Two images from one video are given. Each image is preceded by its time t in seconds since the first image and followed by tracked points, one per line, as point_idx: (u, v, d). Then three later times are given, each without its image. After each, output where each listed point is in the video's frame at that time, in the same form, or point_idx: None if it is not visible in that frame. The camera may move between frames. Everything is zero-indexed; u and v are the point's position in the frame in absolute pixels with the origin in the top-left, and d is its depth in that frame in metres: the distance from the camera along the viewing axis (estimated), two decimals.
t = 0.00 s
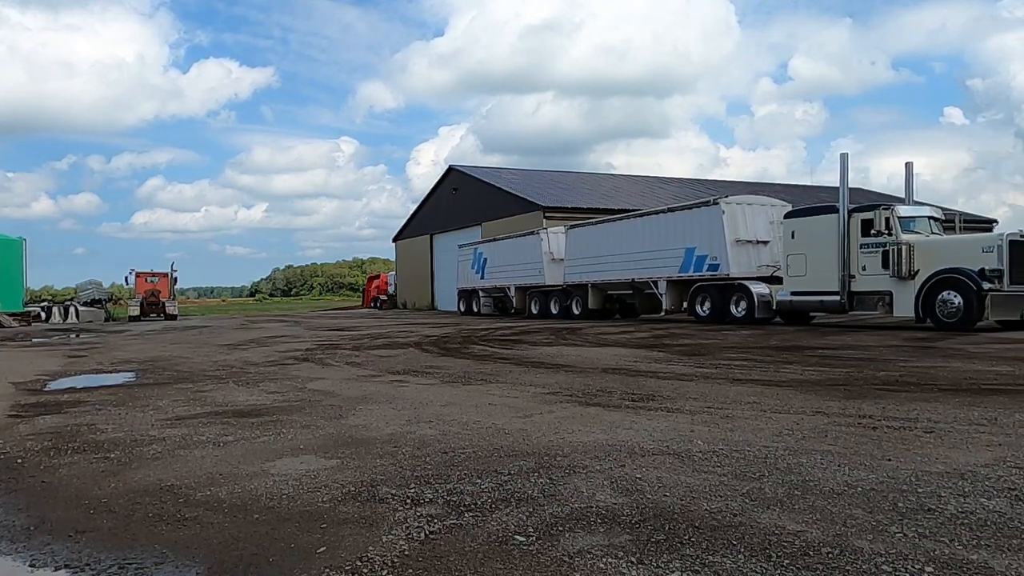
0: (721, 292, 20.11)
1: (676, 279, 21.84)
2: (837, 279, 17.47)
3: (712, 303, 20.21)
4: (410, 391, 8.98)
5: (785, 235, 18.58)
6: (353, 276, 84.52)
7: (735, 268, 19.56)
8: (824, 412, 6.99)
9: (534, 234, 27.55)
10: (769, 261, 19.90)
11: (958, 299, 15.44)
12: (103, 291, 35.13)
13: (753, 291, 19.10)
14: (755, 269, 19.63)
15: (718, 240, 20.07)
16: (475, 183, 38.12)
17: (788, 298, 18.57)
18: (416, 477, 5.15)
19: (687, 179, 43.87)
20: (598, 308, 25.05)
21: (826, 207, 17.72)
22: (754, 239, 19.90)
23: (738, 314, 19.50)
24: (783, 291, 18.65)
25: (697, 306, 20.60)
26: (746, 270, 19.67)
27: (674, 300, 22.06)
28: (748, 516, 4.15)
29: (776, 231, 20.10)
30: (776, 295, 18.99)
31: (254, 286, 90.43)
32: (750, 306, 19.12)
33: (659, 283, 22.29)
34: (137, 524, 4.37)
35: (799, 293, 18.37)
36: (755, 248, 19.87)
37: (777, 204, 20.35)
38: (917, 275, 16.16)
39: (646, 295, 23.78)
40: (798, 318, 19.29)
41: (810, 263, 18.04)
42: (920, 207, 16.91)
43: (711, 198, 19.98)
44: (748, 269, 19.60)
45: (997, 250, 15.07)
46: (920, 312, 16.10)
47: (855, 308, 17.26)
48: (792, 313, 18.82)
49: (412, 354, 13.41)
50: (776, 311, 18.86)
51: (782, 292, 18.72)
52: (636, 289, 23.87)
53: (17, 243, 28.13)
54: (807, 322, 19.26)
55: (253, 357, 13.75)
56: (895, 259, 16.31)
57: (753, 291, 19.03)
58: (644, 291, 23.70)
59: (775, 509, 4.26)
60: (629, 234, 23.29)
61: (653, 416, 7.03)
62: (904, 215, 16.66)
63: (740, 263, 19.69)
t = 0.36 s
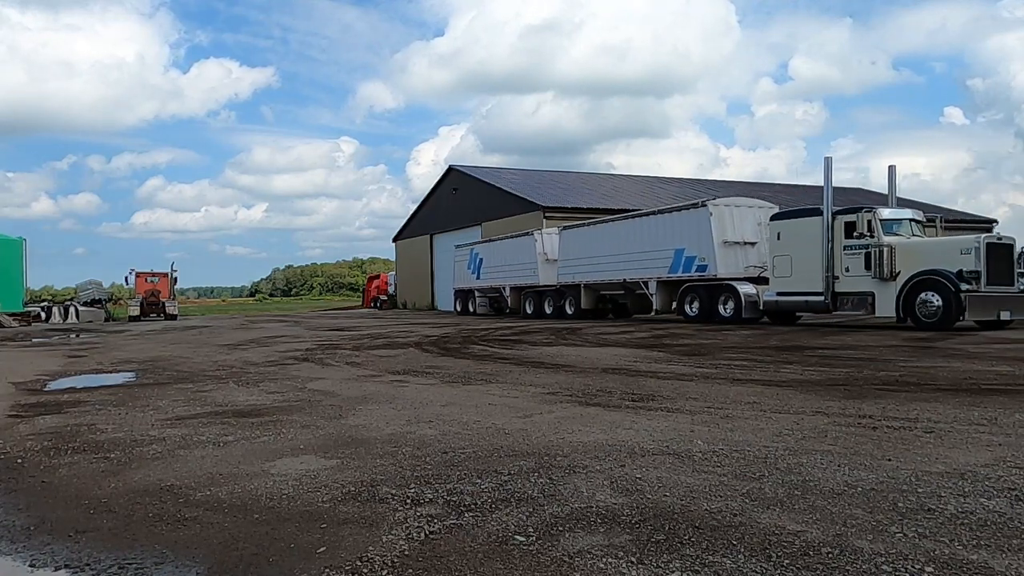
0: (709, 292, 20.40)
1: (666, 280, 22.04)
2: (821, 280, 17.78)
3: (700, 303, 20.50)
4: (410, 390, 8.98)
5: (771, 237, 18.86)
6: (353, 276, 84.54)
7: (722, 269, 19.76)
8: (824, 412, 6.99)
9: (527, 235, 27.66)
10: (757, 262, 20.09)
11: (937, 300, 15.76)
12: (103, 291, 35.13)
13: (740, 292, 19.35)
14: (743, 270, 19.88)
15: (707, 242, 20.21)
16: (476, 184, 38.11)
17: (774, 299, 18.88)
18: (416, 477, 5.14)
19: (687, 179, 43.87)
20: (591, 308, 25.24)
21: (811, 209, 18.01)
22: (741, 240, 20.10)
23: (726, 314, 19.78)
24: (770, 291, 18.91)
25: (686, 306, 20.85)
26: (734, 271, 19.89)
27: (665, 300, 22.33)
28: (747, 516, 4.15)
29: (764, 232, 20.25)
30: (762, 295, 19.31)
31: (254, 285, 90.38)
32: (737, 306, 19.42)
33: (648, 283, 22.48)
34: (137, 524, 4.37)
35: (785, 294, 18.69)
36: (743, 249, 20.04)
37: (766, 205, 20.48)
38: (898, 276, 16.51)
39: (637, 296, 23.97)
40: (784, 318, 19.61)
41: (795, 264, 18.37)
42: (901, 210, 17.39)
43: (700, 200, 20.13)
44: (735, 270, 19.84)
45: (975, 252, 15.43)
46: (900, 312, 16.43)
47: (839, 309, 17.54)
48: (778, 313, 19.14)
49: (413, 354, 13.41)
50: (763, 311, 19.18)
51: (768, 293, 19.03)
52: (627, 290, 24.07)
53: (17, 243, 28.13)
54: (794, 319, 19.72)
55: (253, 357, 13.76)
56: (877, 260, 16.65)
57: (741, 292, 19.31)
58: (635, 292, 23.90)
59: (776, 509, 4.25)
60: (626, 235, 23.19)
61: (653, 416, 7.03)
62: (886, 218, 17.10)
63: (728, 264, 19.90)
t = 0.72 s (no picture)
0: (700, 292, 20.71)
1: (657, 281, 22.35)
2: (808, 280, 18.01)
3: (691, 303, 20.82)
4: (410, 390, 8.98)
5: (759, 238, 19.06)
6: (353, 276, 84.56)
7: (711, 269, 20.14)
8: (824, 412, 6.98)
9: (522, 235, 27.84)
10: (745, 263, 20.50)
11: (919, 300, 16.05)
12: (103, 291, 35.13)
13: (729, 292, 19.62)
14: (731, 270, 20.27)
15: (697, 243, 20.58)
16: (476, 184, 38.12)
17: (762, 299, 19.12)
18: (416, 477, 5.15)
19: (687, 180, 43.86)
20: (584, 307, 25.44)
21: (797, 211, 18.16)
22: (731, 242, 20.49)
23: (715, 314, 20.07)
24: (758, 291, 19.16)
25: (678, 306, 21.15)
26: (723, 271, 20.29)
27: (656, 300, 22.62)
28: (748, 516, 4.15)
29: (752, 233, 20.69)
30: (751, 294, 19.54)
31: (254, 285, 90.36)
32: (726, 306, 19.71)
33: (640, 283, 22.76)
34: (137, 524, 4.37)
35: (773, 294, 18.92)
36: (732, 250, 20.47)
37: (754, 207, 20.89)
38: (882, 276, 16.72)
39: (630, 296, 24.31)
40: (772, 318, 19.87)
41: (783, 265, 18.58)
42: (886, 212, 17.57)
43: (689, 202, 20.51)
44: (724, 270, 20.24)
45: (956, 253, 15.57)
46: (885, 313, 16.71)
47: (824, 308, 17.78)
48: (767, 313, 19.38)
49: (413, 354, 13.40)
50: (752, 311, 19.43)
51: (756, 293, 19.25)
52: (620, 290, 24.37)
53: (17, 242, 28.14)
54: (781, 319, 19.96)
55: (253, 357, 13.76)
56: (861, 261, 16.86)
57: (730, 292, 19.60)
58: (628, 292, 24.20)
59: (776, 509, 4.25)
60: (625, 235, 23.22)
61: (653, 416, 7.03)
62: (870, 220, 17.34)
63: (717, 265, 20.29)
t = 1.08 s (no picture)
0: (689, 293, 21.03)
1: (648, 281, 22.62)
2: (792, 281, 18.44)
3: (679, 303, 21.16)
4: (410, 391, 8.97)
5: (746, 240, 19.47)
6: (353, 276, 84.56)
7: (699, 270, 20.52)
8: (824, 412, 6.99)
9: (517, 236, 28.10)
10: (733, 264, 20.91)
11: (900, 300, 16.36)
12: (103, 291, 35.13)
13: (717, 293, 19.88)
14: (720, 271, 20.66)
15: (686, 244, 20.92)
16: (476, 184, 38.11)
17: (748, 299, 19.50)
18: (416, 477, 5.14)
19: (688, 180, 43.85)
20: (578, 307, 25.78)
21: (782, 213, 18.58)
22: (719, 243, 20.86)
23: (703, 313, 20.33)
24: (745, 291, 19.53)
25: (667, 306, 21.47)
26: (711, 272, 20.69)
27: (647, 300, 22.97)
28: (748, 516, 4.14)
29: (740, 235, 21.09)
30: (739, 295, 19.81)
31: (254, 286, 90.33)
32: (714, 306, 19.97)
33: (632, 283, 23.05)
34: (137, 524, 4.36)
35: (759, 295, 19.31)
36: (720, 251, 20.85)
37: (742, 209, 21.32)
38: (864, 277, 17.13)
39: (622, 296, 24.57)
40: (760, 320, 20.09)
41: (768, 266, 19.02)
42: (868, 215, 18.02)
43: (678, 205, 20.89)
44: (713, 271, 20.64)
45: (934, 254, 15.96)
46: (866, 312, 17.03)
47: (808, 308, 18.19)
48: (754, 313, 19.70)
49: (413, 353, 13.41)
50: (740, 311, 19.73)
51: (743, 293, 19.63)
52: (612, 290, 24.66)
53: (17, 243, 28.14)
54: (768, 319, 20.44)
55: (253, 357, 13.76)
56: (844, 262, 17.32)
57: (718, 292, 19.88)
58: (620, 292, 24.49)
59: (775, 509, 4.25)
60: (624, 236, 23.21)
61: (653, 416, 7.03)
62: (853, 222, 17.76)
63: (706, 265, 20.68)
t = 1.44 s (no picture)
0: (678, 293, 21.28)
1: (639, 282, 22.89)
2: (778, 281, 18.72)
3: (668, 303, 21.38)
4: (410, 391, 8.97)
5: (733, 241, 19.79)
6: (353, 276, 84.60)
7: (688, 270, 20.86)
8: (824, 412, 6.98)
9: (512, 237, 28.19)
10: (723, 265, 21.06)
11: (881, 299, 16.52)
12: (103, 291, 35.14)
13: (706, 292, 20.14)
14: (708, 272, 20.87)
15: (675, 245, 21.24)
16: (476, 184, 38.12)
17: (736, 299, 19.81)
18: (416, 477, 5.14)
19: (688, 180, 43.84)
20: (571, 307, 25.92)
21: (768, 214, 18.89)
22: (708, 244, 21.12)
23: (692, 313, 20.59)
24: (733, 292, 19.84)
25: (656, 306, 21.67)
26: (700, 272, 20.93)
27: (638, 300, 23.22)
28: (748, 516, 4.14)
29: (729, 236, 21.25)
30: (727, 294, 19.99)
31: (254, 286, 90.32)
32: (702, 306, 20.24)
33: (622, 283, 23.40)
34: (137, 524, 4.36)
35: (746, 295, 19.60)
36: (709, 252, 21.05)
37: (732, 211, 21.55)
38: (847, 278, 17.33)
39: (614, 296, 24.92)
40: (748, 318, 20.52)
41: (755, 266, 19.31)
42: (852, 216, 18.21)
43: (668, 206, 21.17)
44: (701, 271, 20.86)
45: (914, 255, 16.16)
46: (849, 312, 17.18)
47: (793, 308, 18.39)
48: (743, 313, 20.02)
49: (413, 353, 13.40)
50: (727, 311, 19.96)
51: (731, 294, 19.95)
52: (604, 290, 24.97)
53: (17, 243, 28.15)
54: (756, 319, 20.74)
55: (253, 356, 13.76)
56: (827, 263, 17.53)
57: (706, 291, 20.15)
58: (612, 292, 24.80)
59: (775, 509, 4.25)
60: (622, 236, 23.22)
61: (653, 416, 7.03)
62: (837, 224, 17.95)
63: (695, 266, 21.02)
